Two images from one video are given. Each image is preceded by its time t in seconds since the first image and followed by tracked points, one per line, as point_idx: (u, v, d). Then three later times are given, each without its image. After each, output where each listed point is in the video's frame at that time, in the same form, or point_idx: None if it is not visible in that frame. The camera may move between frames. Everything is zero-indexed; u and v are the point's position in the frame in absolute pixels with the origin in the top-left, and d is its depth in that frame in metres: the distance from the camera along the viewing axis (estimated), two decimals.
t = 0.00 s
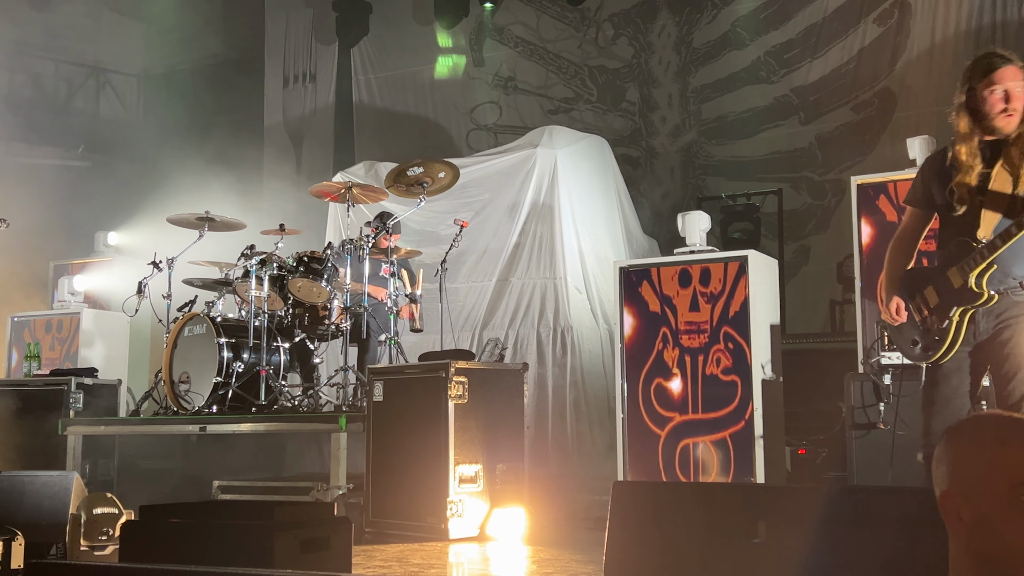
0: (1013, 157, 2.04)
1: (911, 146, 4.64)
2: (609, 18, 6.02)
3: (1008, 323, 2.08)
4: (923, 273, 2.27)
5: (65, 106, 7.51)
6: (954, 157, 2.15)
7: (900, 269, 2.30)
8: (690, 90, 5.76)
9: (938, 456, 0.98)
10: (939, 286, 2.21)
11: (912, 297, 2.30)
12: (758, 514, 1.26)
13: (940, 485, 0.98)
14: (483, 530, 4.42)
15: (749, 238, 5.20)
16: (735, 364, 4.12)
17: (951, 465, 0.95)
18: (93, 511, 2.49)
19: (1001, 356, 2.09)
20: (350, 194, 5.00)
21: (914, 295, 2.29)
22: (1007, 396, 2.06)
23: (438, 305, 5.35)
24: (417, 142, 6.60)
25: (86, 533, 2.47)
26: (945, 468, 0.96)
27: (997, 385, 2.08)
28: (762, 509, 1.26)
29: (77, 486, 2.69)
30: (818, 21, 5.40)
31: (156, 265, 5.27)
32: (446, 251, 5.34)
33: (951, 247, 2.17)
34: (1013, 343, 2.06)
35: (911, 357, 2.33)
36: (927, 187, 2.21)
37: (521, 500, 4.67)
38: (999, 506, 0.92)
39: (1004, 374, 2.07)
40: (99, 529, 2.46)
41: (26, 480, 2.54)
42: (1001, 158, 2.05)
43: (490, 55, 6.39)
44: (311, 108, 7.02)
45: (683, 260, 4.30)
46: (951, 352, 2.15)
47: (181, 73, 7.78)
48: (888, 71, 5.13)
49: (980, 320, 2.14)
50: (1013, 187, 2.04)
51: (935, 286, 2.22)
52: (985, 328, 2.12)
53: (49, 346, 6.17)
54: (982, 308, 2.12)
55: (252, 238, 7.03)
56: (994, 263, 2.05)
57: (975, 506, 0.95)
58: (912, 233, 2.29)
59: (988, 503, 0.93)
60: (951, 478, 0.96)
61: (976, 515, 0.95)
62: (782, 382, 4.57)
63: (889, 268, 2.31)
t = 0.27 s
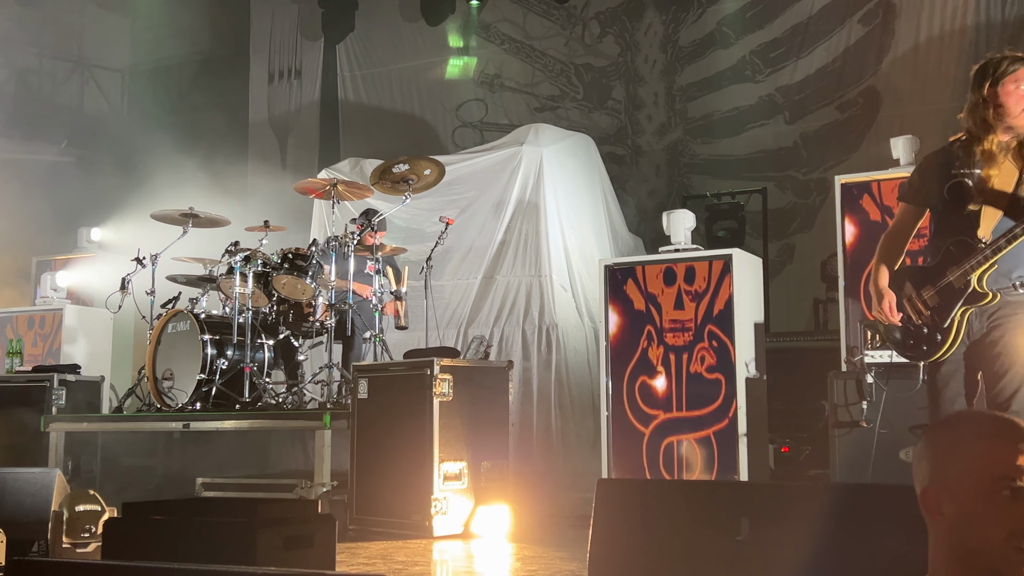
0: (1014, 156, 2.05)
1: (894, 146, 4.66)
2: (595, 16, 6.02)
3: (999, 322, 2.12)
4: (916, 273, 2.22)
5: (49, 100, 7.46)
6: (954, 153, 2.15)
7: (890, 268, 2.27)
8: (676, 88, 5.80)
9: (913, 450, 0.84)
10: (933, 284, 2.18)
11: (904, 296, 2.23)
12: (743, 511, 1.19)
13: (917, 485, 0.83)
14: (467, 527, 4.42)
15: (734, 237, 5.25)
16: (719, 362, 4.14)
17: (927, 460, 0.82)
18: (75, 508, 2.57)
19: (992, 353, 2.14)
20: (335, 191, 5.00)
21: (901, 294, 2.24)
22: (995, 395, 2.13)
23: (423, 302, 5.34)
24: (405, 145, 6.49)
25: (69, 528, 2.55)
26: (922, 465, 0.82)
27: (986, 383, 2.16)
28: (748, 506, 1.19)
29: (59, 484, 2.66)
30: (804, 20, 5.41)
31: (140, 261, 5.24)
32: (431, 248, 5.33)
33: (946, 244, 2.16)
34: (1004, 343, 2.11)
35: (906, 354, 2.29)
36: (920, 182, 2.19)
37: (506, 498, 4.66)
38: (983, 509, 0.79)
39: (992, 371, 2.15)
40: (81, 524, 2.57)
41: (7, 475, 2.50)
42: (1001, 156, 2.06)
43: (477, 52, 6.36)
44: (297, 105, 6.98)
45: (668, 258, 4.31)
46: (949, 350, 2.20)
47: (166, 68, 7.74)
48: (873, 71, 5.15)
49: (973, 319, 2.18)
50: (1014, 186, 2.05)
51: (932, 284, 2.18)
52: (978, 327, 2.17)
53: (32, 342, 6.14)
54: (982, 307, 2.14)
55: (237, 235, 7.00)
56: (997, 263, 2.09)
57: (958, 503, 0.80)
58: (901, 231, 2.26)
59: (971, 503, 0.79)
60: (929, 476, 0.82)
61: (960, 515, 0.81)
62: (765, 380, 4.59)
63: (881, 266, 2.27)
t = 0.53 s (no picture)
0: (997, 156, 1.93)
1: (866, 147, 4.70)
2: (571, 14, 6.00)
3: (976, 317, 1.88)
4: (892, 278, 2.21)
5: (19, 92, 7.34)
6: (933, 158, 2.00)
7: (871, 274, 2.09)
8: (651, 88, 5.81)
9: (883, 452, 1.02)
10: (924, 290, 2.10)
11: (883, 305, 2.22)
12: (709, 510, 1.34)
13: (886, 481, 1.00)
14: (439, 524, 4.43)
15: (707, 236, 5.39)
16: (692, 360, 4.17)
17: (897, 459, 0.98)
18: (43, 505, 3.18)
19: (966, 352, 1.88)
20: (308, 187, 4.98)
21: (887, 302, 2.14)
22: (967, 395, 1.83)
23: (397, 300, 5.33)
24: (384, 139, 6.58)
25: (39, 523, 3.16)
26: (892, 464, 0.99)
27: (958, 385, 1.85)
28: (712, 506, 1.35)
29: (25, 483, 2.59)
30: (778, 20, 5.43)
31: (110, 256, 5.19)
32: (406, 246, 5.32)
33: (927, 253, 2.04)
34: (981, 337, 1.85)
35: (889, 354, 2.30)
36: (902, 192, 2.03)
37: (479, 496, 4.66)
38: (947, 503, 0.95)
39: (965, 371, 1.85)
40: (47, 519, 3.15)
41: None
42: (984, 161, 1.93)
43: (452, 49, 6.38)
44: (270, 98, 7.19)
45: (641, 257, 4.32)
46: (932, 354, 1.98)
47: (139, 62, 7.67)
48: (846, 72, 5.18)
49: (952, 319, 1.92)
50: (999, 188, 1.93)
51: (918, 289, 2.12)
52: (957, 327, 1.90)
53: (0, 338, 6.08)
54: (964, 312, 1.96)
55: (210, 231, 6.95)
56: (979, 267, 1.95)
57: (922, 497, 0.96)
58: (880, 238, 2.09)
59: (932, 496, 0.95)
60: (898, 474, 0.99)
61: (924, 510, 0.96)
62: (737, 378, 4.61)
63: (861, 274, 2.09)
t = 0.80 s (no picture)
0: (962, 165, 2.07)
1: (832, 147, 4.73)
2: (541, 12, 6.00)
3: (960, 322, 2.06)
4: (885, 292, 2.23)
5: None
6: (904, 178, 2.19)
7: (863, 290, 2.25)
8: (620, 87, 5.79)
9: (840, 451, 1.03)
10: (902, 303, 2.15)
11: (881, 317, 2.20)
12: (673, 507, 1.51)
13: (843, 480, 1.02)
14: (406, 522, 4.41)
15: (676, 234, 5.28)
16: (658, 358, 4.17)
17: (853, 456, 1.00)
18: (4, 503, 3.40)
19: (950, 355, 2.07)
20: (275, 181, 4.97)
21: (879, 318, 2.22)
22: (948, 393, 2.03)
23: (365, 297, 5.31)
24: (353, 135, 6.55)
25: None
26: (847, 461, 1.00)
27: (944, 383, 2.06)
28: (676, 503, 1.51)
29: None
30: (746, 20, 5.47)
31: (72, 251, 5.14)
32: (374, 242, 5.29)
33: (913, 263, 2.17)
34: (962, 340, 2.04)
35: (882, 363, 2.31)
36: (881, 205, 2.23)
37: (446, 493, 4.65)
38: (903, 501, 0.96)
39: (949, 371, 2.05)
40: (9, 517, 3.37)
41: None
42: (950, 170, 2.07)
43: (421, 44, 6.38)
44: (238, 93, 6.98)
45: (609, 254, 4.33)
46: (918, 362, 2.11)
47: (107, 55, 7.58)
48: (813, 73, 5.22)
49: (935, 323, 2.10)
50: (972, 194, 2.04)
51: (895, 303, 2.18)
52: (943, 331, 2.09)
53: None
54: (951, 320, 2.08)
55: (175, 226, 6.88)
56: (960, 277, 2.07)
57: (878, 495, 0.97)
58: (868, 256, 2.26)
59: (888, 493, 0.97)
60: (854, 471, 1.00)
61: (879, 507, 0.97)
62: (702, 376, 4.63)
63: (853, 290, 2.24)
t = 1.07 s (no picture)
0: (952, 163, 2.38)
1: (804, 147, 4.75)
2: (516, 9, 6.03)
3: (963, 323, 2.42)
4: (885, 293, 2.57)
5: None
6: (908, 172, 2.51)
7: (873, 286, 2.58)
8: (596, 84, 5.81)
9: (816, 450, 1.11)
10: (895, 298, 2.47)
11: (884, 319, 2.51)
12: (643, 504, 1.59)
13: (819, 478, 1.09)
14: (378, 519, 4.40)
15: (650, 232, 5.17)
16: (632, 355, 4.19)
17: (828, 455, 1.08)
18: None
19: (957, 352, 2.44)
20: (248, 177, 4.93)
21: (879, 315, 2.54)
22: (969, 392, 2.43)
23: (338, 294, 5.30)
24: (328, 131, 6.56)
25: None
26: (823, 459, 1.08)
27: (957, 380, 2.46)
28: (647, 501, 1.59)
29: None
30: (721, 20, 5.51)
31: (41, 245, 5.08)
32: (347, 238, 5.27)
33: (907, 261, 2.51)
34: (970, 343, 2.40)
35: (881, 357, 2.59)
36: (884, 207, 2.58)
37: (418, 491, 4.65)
38: (878, 497, 1.04)
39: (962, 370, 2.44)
40: None
41: None
42: (939, 168, 2.38)
43: (397, 41, 6.39)
44: (212, 86, 7.01)
45: (583, 252, 4.35)
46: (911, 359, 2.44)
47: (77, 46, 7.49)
48: (786, 73, 5.27)
49: (938, 322, 2.45)
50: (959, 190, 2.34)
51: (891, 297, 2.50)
52: (944, 330, 2.45)
53: None
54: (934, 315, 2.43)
55: (145, 220, 6.81)
56: (935, 271, 2.41)
57: (851, 491, 1.05)
58: (878, 250, 2.60)
59: (862, 489, 1.04)
60: (829, 469, 1.08)
61: (853, 502, 1.05)
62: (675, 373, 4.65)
63: (863, 286, 2.58)
